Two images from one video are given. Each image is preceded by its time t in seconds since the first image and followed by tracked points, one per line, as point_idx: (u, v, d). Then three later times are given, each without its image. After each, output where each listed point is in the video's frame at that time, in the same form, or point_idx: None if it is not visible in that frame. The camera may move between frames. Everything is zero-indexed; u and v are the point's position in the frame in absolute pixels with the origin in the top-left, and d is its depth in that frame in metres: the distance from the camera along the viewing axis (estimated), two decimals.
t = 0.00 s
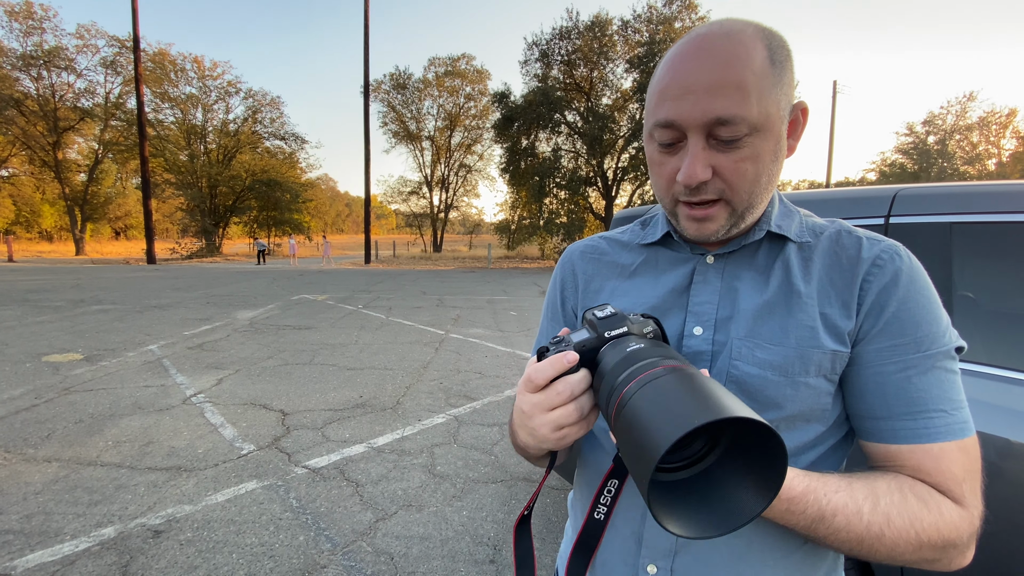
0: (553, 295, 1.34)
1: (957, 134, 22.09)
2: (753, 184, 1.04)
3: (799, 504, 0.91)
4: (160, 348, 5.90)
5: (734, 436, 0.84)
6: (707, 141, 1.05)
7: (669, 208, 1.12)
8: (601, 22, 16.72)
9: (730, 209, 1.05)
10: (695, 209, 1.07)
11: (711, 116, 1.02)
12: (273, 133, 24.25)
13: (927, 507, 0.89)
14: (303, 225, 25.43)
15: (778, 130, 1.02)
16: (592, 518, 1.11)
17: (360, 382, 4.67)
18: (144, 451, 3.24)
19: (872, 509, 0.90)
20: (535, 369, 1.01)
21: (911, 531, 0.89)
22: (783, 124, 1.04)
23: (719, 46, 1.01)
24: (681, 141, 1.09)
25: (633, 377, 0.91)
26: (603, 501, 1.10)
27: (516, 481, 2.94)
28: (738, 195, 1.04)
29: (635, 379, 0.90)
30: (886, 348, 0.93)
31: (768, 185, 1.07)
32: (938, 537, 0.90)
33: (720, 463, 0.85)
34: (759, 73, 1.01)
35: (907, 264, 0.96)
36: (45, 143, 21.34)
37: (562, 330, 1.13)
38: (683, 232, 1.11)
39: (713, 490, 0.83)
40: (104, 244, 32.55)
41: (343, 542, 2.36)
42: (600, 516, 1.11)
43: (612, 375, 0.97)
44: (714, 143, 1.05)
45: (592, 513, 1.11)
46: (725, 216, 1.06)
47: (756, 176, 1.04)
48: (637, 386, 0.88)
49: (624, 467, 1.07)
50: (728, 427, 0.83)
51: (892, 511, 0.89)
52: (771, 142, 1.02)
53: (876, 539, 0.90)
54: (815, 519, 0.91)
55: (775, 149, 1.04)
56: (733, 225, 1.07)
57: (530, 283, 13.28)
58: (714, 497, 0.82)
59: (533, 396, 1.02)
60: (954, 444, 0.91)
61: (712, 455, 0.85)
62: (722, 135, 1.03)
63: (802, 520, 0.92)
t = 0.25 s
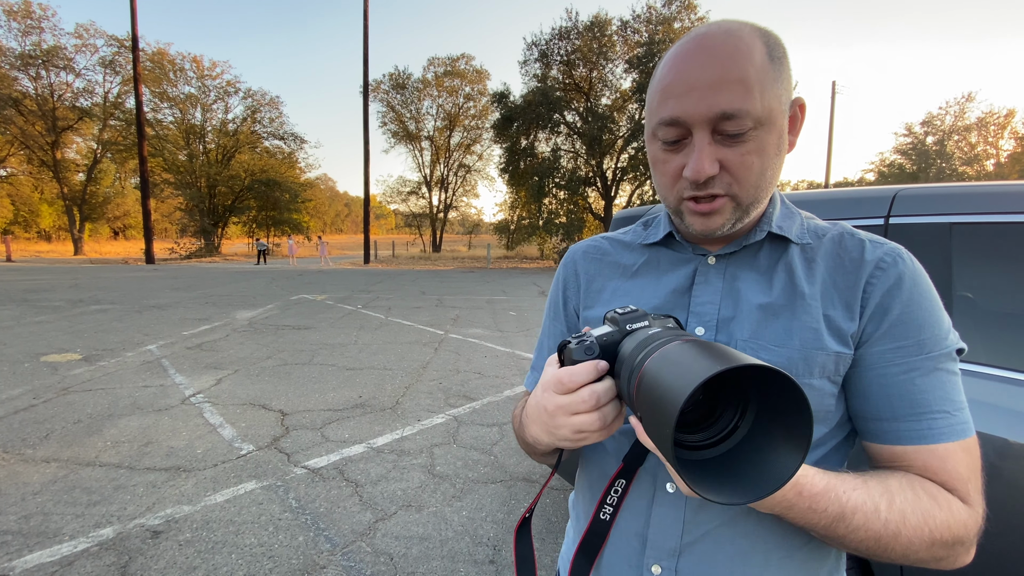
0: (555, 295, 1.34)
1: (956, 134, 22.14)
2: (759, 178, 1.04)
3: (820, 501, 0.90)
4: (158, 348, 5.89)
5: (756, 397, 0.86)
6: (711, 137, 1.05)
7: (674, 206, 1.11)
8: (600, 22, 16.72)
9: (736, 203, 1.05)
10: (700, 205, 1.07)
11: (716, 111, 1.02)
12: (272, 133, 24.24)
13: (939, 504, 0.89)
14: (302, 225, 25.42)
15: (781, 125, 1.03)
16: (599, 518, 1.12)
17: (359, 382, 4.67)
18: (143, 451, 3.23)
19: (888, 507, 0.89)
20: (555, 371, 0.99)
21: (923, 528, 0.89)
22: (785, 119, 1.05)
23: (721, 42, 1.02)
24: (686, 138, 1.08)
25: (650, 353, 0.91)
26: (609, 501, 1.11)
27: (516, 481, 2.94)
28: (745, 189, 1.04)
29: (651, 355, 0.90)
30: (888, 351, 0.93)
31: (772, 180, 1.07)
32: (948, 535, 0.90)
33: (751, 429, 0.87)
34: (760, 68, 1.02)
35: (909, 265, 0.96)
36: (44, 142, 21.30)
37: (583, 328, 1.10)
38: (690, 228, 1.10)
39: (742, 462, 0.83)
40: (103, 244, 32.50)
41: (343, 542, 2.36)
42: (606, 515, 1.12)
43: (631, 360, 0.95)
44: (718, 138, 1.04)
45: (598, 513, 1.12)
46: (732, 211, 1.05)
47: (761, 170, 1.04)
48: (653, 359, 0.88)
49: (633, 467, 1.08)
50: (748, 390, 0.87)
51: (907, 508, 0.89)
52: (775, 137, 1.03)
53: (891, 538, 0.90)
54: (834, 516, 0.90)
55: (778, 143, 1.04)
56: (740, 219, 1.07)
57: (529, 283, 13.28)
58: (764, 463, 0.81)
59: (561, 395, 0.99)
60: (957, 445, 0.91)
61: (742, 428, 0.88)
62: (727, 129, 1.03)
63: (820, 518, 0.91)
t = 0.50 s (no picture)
0: (554, 296, 1.34)
1: (954, 135, 22.19)
2: (759, 172, 1.05)
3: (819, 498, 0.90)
4: (157, 348, 5.90)
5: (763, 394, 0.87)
6: (711, 134, 1.05)
7: (676, 206, 1.11)
8: (599, 23, 16.72)
9: (739, 199, 1.05)
10: (703, 202, 1.07)
11: (715, 107, 1.03)
12: (271, 133, 24.23)
13: (933, 500, 0.90)
14: (302, 225, 25.41)
15: (777, 119, 1.05)
16: (599, 515, 1.12)
17: (358, 383, 4.67)
18: (142, 452, 3.23)
19: (884, 503, 0.90)
20: (566, 363, 1.00)
21: (916, 523, 0.90)
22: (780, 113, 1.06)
23: (715, 41, 1.03)
24: (685, 137, 1.08)
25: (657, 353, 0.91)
26: (610, 499, 1.11)
27: (514, 482, 2.94)
28: (748, 185, 1.04)
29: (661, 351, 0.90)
30: (884, 352, 0.94)
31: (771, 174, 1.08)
32: (940, 529, 0.92)
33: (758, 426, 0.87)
34: (753, 65, 1.04)
35: (904, 265, 0.97)
36: (42, 143, 21.29)
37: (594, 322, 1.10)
38: (692, 228, 1.10)
39: (746, 457, 0.84)
40: (102, 244, 32.47)
41: (342, 542, 2.36)
42: (607, 514, 1.11)
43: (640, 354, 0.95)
44: (717, 135, 1.05)
45: (599, 512, 1.12)
46: (734, 207, 1.06)
47: (762, 164, 1.05)
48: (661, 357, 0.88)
49: (633, 464, 1.08)
50: (753, 386, 0.87)
51: (901, 504, 0.90)
52: (771, 132, 1.04)
53: (887, 533, 0.91)
54: (834, 512, 0.91)
55: (776, 137, 1.05)
56: (743, 216, 1.07)
57: (528, 284, 13.28)
58: (767, 457, 0.82)
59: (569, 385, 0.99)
60: (949, 442, 0.92)
61: (746, 426, 0.88)
62: (726, 125, 1.04)
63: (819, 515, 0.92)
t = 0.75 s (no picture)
0: (546, 296, 1.36)
1: (953, 136, 22.21)
2: (741, 180, 1.06)
3: (799, 508, 0.92)
4: (156, 349, 5.90)
5: (745, 434, 0.84)
6: (693, 146, 1.06)
7: (661, 214, 1.12)
8: (599, 24, 16.74)
9: (720, 207, 1.07)
10: (686, 211, 1.08)
11: (697, 119, 1.03)
12: (270, 134, 24.21)
13: (907, 500, 0.92)
14: (301, 226, 25.41)
15: (757, 128, 1.05)
16: (591, 516, 1.12)
17: (358, 383, 4.67)
18: (141, 452, 3.23)
19: (862, 510, 0.91)
20: (561, 368, 1.01)
21: (896, 527, 0.91)
22: (760, 121, 1.07)
23: (693, 54, 1.03)
24: (668, 148, 1.09)
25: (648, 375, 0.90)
26: (601, 500, 1.11)
27: (513, 482, 2.95)
28: (730, 193, 1.05)
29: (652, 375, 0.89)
30: (862, 352, 0.95)
31: (753, 181, 1.09)
32: (917, 528, 0.93)
33: (735, 465, 0.86)
34: (733, 76, 1.04)
35: (882, 269, 0.97)
36: (41, 143, 21.28)
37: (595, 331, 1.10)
38: (677, 234, 1.11)
39: (713, 493, 0.84)
40: (100, 244, 32.44)
41: (341, 543, 2.36)
42: (599, 512, 1.12)
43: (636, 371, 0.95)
44: (698, 146, 1.06)
45: (590, 513, 1.12)
46: (717, 215, 1.07)
47: (743, 173, 1.06)
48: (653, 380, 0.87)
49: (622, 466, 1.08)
50: (736, 429, 0.85)
51: (879, 508, 0.91)
52: (752, 141, 1.05)
53: (865, 539, 0.92)
54: (815, 520, 0.92)
55: (756, 146, 1.06)
56: (724, 223, 1.08)
57: (528, 284, 13.29)
58: (730, 505, 0.82)
59: (564, 393, 0.99)
60: (922, 440, 0.94)
61: (724, 461, 0.87)
62: (708, 136, 1.04)
63: (799, 522, 0.93)
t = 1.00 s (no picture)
0: (519, 295, 1.36)
1: (952, 135, 22.27)
2: (701, 186, 1.08)
3: (763, 496, 0.93)
4: (155, 349, 5.89)
5: (713, 414, 0.85)
6: (655, 152, 1.07)
7: (625, 216, 1.13)
8: (598, 23, 16.73)
9: (682, 210, 1.08)
10: (649, 213, 1.09)
11: (657, 128, 1.04)
12: (269, 133, 24.18)
13: (859, 482, 0.95)
14: (300, 225, 25.40)
15: (715, 135, 1.07)
16: (567, 509, 1.14)
17: (357, 383, 4.68)
18: (141, 452, 3.23)
19: (820, 494, 0.93)
20: (543, 357, 1.00)
21: (850, 508, 0.94)
22: (718, 129, 1.09)
23: (654, 67, 1.03)
24: (632, 155, 1.09)
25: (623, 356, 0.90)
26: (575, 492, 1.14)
27: (512, 481, 2.95)
28: (689, 198, 1.07)
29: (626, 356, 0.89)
30: (813, 344, 0.97)
31: (713, 186, 1.11)
32: (868, 509, 0.96)
33: (704, 444, 0.85)
34: (693, 86, 1.05)
35: (830, 266, 1.00)
36: (39, 142, 21.23)
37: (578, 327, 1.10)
38: (641, 235, 1.12)
39: (682, 472, 0.85)
40: (99, 244, 32.37)
41: (341, 542, 2.36)
42: (574, 506, 1.15)
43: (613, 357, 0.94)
44: (661, 153, 1.06)
45: (567, 506, 1.14)
46: (677, 217, 1.09)
47: (702, 180, 1.07)
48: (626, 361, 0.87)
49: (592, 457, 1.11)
50: (707, 408, 0.85)
51: (834, 492, 0.94)
52: (710, 148, 1.06)
53: (823, 522, 0.94)
54: (781, 506, 0.93)
55: (716, 153, 1.08)
56: (686, 224, 1.10)
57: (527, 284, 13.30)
58: (701, 479, 0.82)
59: (545, 377, 0.98)
60: (868, 424, 0.97)
61: (693, 441, 0.87)
62: (669, 144, 1.05)
63: (765, 508, 0.93)
